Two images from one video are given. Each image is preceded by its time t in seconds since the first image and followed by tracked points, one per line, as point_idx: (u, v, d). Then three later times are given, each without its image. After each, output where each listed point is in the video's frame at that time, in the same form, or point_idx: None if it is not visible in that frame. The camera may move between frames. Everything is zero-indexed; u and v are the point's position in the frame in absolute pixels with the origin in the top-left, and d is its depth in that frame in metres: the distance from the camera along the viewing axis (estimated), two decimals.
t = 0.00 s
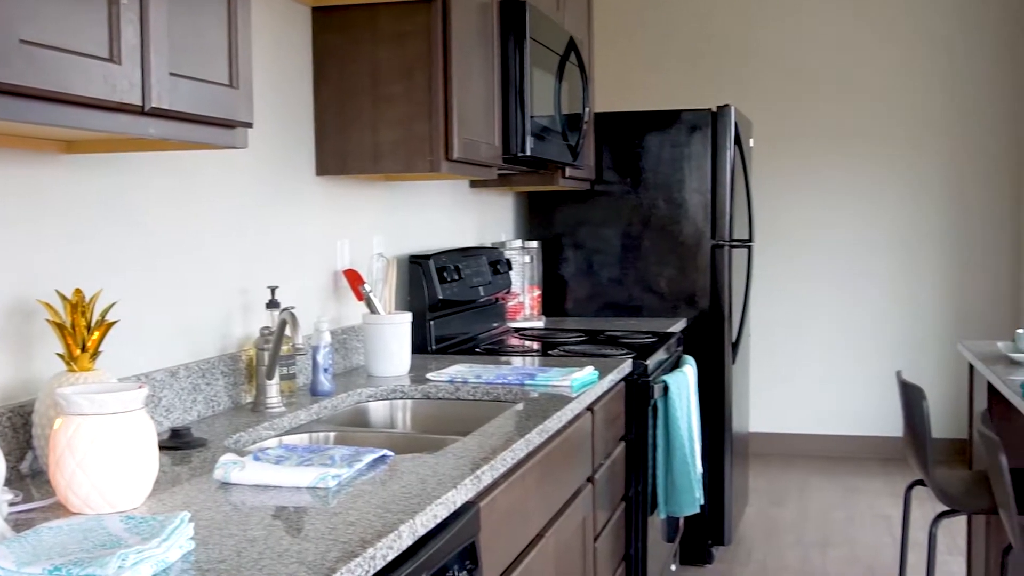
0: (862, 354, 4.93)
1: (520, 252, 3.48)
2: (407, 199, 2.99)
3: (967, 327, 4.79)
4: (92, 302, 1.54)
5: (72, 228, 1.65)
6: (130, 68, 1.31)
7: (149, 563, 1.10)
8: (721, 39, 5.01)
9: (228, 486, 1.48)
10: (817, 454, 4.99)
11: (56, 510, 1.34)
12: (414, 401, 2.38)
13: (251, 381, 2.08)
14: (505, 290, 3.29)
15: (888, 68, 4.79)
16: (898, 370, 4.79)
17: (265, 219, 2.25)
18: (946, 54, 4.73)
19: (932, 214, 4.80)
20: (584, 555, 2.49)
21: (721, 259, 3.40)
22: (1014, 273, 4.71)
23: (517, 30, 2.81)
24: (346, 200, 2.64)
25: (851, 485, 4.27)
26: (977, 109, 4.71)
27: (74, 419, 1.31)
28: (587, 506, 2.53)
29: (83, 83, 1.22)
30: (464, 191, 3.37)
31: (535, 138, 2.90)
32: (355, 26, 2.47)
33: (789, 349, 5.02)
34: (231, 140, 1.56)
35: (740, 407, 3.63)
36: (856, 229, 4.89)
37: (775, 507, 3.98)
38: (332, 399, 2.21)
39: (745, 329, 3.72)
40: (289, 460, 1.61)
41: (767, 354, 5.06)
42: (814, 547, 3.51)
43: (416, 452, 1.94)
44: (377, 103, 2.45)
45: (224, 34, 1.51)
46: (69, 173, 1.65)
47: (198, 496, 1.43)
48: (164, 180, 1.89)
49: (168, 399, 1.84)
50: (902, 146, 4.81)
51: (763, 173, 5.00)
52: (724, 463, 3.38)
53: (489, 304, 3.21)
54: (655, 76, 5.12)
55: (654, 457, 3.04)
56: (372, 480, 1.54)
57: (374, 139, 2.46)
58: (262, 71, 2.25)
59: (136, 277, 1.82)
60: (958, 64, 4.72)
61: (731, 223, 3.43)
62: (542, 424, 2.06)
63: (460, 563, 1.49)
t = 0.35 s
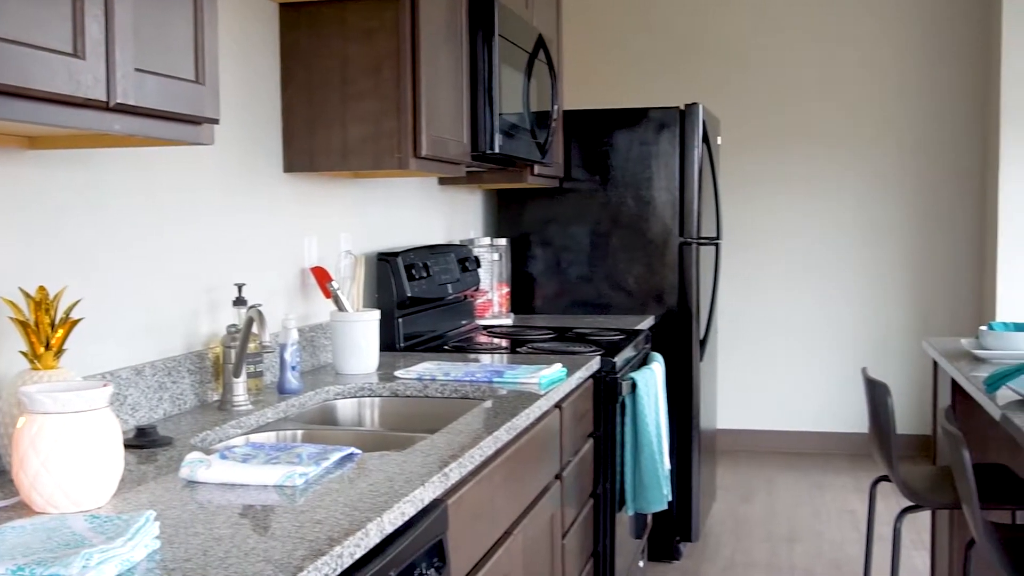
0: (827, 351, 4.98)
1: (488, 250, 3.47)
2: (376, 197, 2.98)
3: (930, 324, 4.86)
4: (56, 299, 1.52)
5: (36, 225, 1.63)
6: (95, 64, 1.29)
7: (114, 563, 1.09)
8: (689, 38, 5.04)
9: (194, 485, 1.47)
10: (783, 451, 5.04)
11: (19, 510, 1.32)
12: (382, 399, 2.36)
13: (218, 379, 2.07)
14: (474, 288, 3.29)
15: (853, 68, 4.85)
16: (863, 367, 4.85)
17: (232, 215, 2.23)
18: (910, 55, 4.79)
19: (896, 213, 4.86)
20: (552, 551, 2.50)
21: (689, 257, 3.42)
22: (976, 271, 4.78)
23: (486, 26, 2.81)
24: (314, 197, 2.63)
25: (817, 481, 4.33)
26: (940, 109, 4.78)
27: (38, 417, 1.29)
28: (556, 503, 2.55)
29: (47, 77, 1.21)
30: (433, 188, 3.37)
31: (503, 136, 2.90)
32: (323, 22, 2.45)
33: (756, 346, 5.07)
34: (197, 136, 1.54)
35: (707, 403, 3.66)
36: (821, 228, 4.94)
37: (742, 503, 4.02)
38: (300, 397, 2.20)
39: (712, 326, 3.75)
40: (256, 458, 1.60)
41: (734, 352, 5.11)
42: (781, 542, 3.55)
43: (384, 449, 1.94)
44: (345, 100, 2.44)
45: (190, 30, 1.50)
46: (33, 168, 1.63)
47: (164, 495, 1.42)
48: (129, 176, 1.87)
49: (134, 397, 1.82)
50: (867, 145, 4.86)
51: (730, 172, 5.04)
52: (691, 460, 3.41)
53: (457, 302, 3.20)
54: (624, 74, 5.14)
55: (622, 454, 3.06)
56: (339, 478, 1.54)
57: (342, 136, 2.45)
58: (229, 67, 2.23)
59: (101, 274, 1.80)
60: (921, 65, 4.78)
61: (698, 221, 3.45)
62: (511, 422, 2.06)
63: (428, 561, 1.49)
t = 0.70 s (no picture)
0: (796, 348, 5.03)
1: (460, 248, 3.46)
2: (346, 194, 2.97)
3: (897, 322, 4.92)
4: (21, 297, 1.50)
5: None
6: (60, 60, 1.28)
7: (80, 564, 1.08)
8: (660, 37, 5.06)
9: (163, 484, 1.46)
10: (754, 448, 5.09)
11: None
12: (352, 397, 2.35)
13: (187, 378, 2.05)
14: (445, 286, 3.29)
15: (821, 68, 4.89)
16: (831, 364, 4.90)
17: (201, 213, 2.22)
18: (877, 55, 4.84)
19: (864, 211, 4.91)
20: (524, 549, 2.50)
21: (660, 254, 3.44)
22: (942, 269, 4.85)
23: (457, 23, 2.81)
24: (284, 195, 2.61)
25: (786, 478, 4.37)
26: (906, 109, 4.83)
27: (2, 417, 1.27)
28: (528, 501, 2.55)
29: (12, 74, 1.19)
30: (404, 186, 3.36)
31: (474, 134, 2.90)
32: (293, 19, 2.44)
33: (726, 344, 5.11)
34: (165, 133, 1.53)
35: (678, 401, 3.68)
36: (790, 226, 4.99)
37: (713, 500, 4.05)
38: (270, 396, 2.19)
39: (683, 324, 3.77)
40: (225, 457, 1.59)
41: (705, 350, 5.14)
42: (751, 538, 3.58)
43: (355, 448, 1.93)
44: (315, 98, 2.43)
45: (157, 26, 1.48)
46: None
47: (132, 495, 1.40)
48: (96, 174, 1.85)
49: (101, 396, 1.80)
50: (835, 145, 4.91)
51: (700, 171, 5.07)
52: (663, 457, 3.44)
53: (428, 300, 3.20)
54: (595, 73, 5.16)
55: (594, 451, 3.07)
56: (310, 477, 1.53)
57: (312, 134, 2.43)
58: (197, 63, 2.21)
59: (68, 272, 1.77)
60: (888, 65, 4.83)
61: (669, 219, 3.47)
62: (482, 420, 2.06)
63: (400, 559, 1.49)
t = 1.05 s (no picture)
0: (763, 345, 5.08)
1: (429, 245, 3.45)
2: (314, 192, 2.95)
3: (862, 319, 4.98)
4: None
5: None
6: (23, 56, 1.26)
7: (45, 565, 1.07)
8: (628, 35, 5.08)
9: (129, 484, 1.45)
10: (722, 444, 5.13)
11: None
12: (321, 396, 2.33)
13: (154, 377, 2.03)
14: (414, 283, 3.28)
15: (787, 67, 4.94)
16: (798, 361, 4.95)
17: (167, 211, 2.19)
18: (842, 54, 4.89)
19: (829, 209, 4.97)
20: (493, 547, 2.51)
21: (628, 251, 3.45)
22: (906, 266, 4.92)
23: (424, 19, 2.80)
24: (251, 192, 2.60)
25: (754, 473, 4.41)
26: (870, 108, 4.89)
27: None
28: (497, 499, 2.56)
29: None
30: (372, 184, 3.34)
31: (443, 131, 2.90)
32: (259, 15, 2.42)
33: (694, 341, 5.15)
34: (130, 130, 1.52)
35: (647, 397, 3.71)
36: (758, 224, 5.03)
37: (682, 496, 4.07)
38: (238, 394, 2.18)
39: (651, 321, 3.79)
40: (192, 456, 1.58)
41: (673, 347, 5.17)
42: (719, 534, 3.61)
43: (323, 447, 1.92)
44: (282, 95, 2.42)
45: (121, 22, 1.47)
46: None
47: (98, 495, 1.39)
48: (60, 171, 1.83)
49: (66, 396, 1.78)
50: (801, 143, 4.96)
51: (668, 170, 5.10)
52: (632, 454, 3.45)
53: (397, 298, 3.19)
54: (564, 71, 5.17)
55: (563, 449, 3.08)
56: (278, 475, 1.52)
57: (279, 131, 2.42)
58: (163, 60, 2.19)
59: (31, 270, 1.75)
60: (853, 64, 4.89)
61: (638, 216, 3.49)
62: (450, 418, 2.06)
63: (368, 557, 1.49)
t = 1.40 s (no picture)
0: (734, 342, 5.12)
1: (400, 242, 3.44)
2: (285, 189, 2.94)
3: (831, 316, 5.03)
4: None
5: None
6: None
7: (13, 564, 1.06)
8: (600, 33, 5.09)
9: (98, 483, 1.44)
10: (693, 441, 5.16)
11: None
12: (292, 394, 2.34)
13: (123, 375, 2.02)
14: (385, 281, 3.27)
15: (758, 67, 4.97)
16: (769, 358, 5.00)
17: (136, 208, 2.17)
18: (810, 54, 4.94)
19: (799, 208, 5.01)
20: (465, 545, 2.51)
21: (600, 249, 3.46)
22: (875, 264, 4.97)
23: (396, 15, 2.80)
24: (221, 189, 2.58)
25: (725, 470, 4.44)
26: (840, 107, 4.93)
27: None
28: (468, 496, 2.56)
29: None
30: (343, 181, 3.33)
31: (414, 128, 2.90)
32: (229, 11, 2.41)
33: (666, 339, 5.18)
34: (99, 127, 1.50)
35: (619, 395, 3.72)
36: (728, 223, 5.07)
37: (653, 493, 4.10)
38: (208, 392, 2.16)
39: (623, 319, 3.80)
40: (162, 455, 1.57)
41: (645, 344, 5.20)
42: (691, 530, 3.63)
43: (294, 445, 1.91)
44: (252, 92, 2.40)
45: (90, 17, 1.45)
46: None
47: (67, 494, 1.38)
48: (27, 167, 1.80)
49: (34, 395, 1.76)
50: (771, 142, 5.00)
51: (640, 168, 5.12)
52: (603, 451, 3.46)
53: (368, 295, 3.18)
54: (536, 68, 5.17)
55: (535, 446, 3.09)
56: (249, 473, 1.52)
57: (249, 128, 2.41)
58: (131, 55, 2.17)
59: None
60: (823, 64, 4.93)
61: (610, 214, 3.50)
62: (422, 415, 2.06)
63: (338, 555, 1.49)
